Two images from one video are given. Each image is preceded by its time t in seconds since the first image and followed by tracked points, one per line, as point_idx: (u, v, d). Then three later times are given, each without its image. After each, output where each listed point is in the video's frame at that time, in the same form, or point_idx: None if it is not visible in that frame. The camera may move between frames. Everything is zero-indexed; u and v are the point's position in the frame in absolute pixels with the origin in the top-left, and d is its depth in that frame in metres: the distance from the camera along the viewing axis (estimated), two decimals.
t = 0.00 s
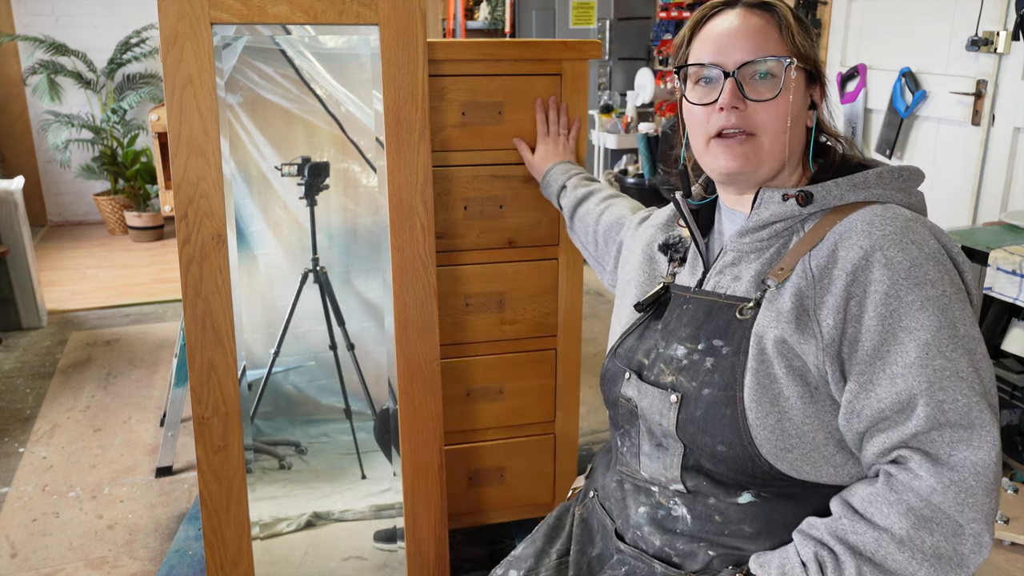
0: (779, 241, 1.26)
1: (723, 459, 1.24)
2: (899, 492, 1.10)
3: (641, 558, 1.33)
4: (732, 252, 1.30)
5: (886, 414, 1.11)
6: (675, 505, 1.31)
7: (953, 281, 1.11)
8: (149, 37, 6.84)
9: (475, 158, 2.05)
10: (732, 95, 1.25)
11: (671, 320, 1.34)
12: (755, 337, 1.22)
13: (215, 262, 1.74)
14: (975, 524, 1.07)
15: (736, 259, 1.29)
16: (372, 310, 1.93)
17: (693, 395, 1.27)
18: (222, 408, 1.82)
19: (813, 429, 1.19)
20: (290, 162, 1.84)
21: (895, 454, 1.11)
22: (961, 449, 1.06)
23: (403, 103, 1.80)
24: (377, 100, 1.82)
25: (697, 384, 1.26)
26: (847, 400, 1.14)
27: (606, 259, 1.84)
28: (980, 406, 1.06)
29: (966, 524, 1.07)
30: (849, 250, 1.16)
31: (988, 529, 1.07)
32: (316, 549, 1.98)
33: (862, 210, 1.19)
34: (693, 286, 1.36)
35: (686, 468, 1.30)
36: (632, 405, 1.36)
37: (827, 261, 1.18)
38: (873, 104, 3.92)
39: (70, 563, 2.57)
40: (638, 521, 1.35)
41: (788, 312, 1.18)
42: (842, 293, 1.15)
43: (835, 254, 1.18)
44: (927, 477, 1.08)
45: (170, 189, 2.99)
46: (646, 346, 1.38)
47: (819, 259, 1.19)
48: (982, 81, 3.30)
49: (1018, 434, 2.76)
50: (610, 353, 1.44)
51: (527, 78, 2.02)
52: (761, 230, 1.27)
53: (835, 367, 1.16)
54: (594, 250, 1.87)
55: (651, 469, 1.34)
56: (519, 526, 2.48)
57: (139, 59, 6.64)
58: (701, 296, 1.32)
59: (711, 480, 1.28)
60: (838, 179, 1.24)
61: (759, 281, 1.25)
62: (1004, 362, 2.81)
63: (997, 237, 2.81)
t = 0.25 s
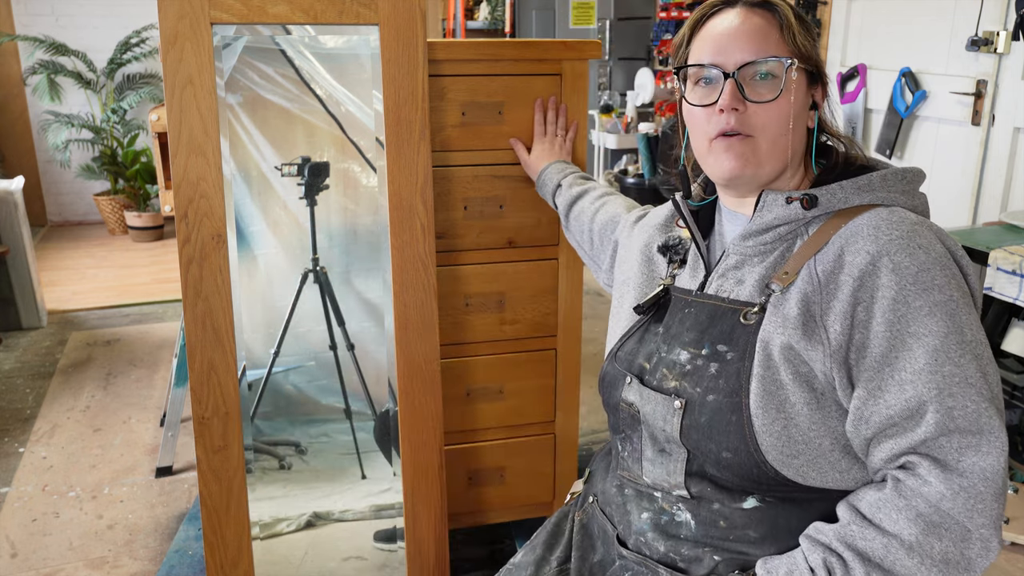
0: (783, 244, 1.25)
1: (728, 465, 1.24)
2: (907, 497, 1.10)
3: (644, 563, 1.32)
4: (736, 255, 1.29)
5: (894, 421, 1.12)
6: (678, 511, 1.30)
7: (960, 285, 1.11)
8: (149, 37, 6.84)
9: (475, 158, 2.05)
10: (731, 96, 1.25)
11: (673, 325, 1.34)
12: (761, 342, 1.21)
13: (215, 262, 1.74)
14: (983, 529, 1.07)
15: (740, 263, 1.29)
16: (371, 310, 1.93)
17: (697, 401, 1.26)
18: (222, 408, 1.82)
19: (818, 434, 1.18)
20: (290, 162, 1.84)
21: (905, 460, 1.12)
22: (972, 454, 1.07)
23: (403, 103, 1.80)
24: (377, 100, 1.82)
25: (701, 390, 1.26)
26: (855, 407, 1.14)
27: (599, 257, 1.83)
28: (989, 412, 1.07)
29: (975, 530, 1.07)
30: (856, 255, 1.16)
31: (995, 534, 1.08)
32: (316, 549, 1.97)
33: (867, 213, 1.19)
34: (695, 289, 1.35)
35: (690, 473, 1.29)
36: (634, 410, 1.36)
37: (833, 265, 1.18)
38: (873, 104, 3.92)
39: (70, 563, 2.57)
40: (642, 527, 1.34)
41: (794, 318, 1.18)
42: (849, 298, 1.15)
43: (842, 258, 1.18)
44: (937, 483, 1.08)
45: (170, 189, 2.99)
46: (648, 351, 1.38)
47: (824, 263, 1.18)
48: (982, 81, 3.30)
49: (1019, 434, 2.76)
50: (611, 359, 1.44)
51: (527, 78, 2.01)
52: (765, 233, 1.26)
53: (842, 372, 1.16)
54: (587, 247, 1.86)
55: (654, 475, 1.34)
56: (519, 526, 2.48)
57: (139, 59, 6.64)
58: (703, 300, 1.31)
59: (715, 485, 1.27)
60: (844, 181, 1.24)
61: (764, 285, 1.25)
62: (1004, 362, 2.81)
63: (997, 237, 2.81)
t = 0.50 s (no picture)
0: (757, 259, 1.07)
1: (665, 462, 1.15)
2: (806, 540, 0.91)
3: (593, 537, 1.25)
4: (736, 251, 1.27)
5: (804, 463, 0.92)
6: (628, 497, 1.22)
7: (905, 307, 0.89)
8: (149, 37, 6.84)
9: (475, 158, 2.05)
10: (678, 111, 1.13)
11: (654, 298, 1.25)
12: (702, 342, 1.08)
13: (215, 262, 1.74)
14: None
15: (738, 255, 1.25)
16: (371, 309, 1.93)
17: (644, 397, 1.17)
18: (222, 408, 1.82)
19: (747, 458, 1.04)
20: (290, 161, 1.84)
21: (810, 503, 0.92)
22: (874, 507, 0.86)
23: (403, 103, 1.80)
24: (377, 99, 1.82)
25: (649, 389, 1.16)
26: (768, 440, 0.96)
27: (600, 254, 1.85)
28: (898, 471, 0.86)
29: None
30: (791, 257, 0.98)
31: None
32: (316, 549, 1.97)
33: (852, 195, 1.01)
34: (686, 280, 1.21)
35: (639, 460, 1.21)
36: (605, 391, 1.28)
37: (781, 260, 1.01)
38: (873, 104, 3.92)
39: (70, 563, 2.57)
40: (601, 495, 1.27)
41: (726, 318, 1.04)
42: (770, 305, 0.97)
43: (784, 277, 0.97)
44: (831, 533, 0.88)
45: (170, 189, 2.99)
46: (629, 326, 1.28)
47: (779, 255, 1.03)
48: (982, 81, 3.30)
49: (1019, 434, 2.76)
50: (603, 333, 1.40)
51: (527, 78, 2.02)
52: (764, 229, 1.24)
53: (758, 403, 0.98)
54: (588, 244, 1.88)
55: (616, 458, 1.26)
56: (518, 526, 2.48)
57: (139, 59, 6.65)
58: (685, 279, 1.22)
59: (658, 473, 1.18)
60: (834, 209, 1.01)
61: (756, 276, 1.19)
62: (1004, 362, 2.79)
63: (997, 237, 2.81)
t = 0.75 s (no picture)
0: (746, 251, 1.09)
1: (665, 456, 1.14)
2: (826, 511, 0.91)
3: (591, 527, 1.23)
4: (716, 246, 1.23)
5: (816, 441, 0.94)
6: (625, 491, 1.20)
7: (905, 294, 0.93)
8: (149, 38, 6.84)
9: (475, 158, 2.05)
10: (686, 105, 1.08)
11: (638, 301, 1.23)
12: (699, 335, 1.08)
13: (215, 262, 1.74)
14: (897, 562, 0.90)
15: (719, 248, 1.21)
16: (371, 309, 1.93)
17: (640, 392, 1.15)
18: (222, 408, 1.82)
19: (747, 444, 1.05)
20: (290, 161, 1.84)
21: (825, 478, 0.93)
22: (892, 480, 0.89)
23: (403, 103, 1.80)
24: (377, 99, 1.82)
25: (644, 383, 1.15)
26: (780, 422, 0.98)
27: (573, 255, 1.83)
28: (916, 442, 0.89)
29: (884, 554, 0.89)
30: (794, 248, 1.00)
31: (916, 572, 0.90)
32: (316, 549, 1.98)
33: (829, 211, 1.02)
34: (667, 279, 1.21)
35: (635, 454, 1.19)
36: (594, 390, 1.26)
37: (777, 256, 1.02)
38: (873, 104, 3.92)
39: (70, 563, 2.57)
40: (594, 494, 1.25)
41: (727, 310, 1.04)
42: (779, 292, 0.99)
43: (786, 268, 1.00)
44: (851, 502, 0.90)
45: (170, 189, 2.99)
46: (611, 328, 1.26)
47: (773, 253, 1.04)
48: (982, 81, 3.30)
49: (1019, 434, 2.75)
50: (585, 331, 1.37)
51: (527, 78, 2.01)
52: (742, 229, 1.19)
53: (768, 387, 1.00)
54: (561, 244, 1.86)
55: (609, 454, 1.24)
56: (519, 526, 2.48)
57: (139, 59, 6.64)
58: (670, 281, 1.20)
59: (657, 465, 1.17)
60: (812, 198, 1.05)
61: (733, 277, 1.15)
62: (1004, 362, 2.72)
63: (997, 237, 2.82)
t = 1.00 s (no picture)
0: (752, 246, 1.22)
1: (693, 458, 1.20)
2: (865, 492, 1.04)
3: (613, 543, 1.28)
4: (708, 251, 1.26)
5: (851, 423, 1.07)
6: (645, 497, 1.26)
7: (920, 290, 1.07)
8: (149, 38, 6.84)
9: (475, 158, 2.04)
10: (701, 101, 1.24)
11: (643, 314, 1.29)
12: (725, 340, 1.17)
13: (215, 262, 1.74)
14: (933, 524, 1.03)
15: (712, 257, 1.25)
16: (371, 310, 1.93)
17: (664, 396, 1.22)
18: (222, 408, 1.82)
19: (779, 434, 1.15)
20: (290, 161, 1.84)
21: (860, 459, 1.06)
22: (925, 455, 1.02)
23: (403, 103, 1.80)
24: (377, 99, 1.83)
25: (668, 385, 1.21)
26: (816, 409, 1.10)
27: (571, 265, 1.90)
28: (944, 415, 1.03)
29: (924, 523, 1.03)
30: (818, 255, 1.11)
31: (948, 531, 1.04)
32: (316, 549, 1.98)
33: (831, 219, 1.14)
34: (665, 284, 1.32)
35: (657, 460, 1.24)
36: (604, 400, 1.31)
37: (798, 262, 1.12)
38: (873, 104, 3.92)
39: (70, 563, 2.57)
40: (610, 508, 1.30)
41: (758, 317, 1.13)
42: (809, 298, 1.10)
43: (808, 263, 1.12)
44: (891, 479, 1.03)
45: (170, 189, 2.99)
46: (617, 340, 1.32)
47: (792, 259, 1.13)
48: (982, 81, 3.30)
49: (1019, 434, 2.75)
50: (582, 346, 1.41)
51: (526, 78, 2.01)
52: (735, 233, 1.23)
53: (804, 379, 1.12)
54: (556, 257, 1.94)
55: (622, 462, 1.29)
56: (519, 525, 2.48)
57: (139, 59, 6.64)
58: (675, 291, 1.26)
59: (681, 471, 1.23)
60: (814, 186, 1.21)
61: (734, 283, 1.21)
62: (1005, 361, 2.72)
63: (997, 237, 2.82)
